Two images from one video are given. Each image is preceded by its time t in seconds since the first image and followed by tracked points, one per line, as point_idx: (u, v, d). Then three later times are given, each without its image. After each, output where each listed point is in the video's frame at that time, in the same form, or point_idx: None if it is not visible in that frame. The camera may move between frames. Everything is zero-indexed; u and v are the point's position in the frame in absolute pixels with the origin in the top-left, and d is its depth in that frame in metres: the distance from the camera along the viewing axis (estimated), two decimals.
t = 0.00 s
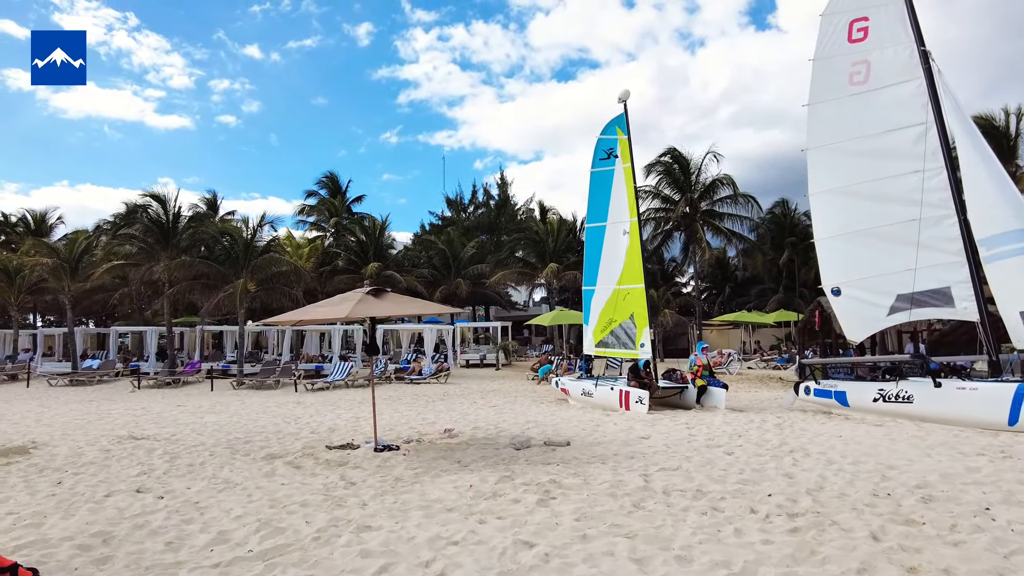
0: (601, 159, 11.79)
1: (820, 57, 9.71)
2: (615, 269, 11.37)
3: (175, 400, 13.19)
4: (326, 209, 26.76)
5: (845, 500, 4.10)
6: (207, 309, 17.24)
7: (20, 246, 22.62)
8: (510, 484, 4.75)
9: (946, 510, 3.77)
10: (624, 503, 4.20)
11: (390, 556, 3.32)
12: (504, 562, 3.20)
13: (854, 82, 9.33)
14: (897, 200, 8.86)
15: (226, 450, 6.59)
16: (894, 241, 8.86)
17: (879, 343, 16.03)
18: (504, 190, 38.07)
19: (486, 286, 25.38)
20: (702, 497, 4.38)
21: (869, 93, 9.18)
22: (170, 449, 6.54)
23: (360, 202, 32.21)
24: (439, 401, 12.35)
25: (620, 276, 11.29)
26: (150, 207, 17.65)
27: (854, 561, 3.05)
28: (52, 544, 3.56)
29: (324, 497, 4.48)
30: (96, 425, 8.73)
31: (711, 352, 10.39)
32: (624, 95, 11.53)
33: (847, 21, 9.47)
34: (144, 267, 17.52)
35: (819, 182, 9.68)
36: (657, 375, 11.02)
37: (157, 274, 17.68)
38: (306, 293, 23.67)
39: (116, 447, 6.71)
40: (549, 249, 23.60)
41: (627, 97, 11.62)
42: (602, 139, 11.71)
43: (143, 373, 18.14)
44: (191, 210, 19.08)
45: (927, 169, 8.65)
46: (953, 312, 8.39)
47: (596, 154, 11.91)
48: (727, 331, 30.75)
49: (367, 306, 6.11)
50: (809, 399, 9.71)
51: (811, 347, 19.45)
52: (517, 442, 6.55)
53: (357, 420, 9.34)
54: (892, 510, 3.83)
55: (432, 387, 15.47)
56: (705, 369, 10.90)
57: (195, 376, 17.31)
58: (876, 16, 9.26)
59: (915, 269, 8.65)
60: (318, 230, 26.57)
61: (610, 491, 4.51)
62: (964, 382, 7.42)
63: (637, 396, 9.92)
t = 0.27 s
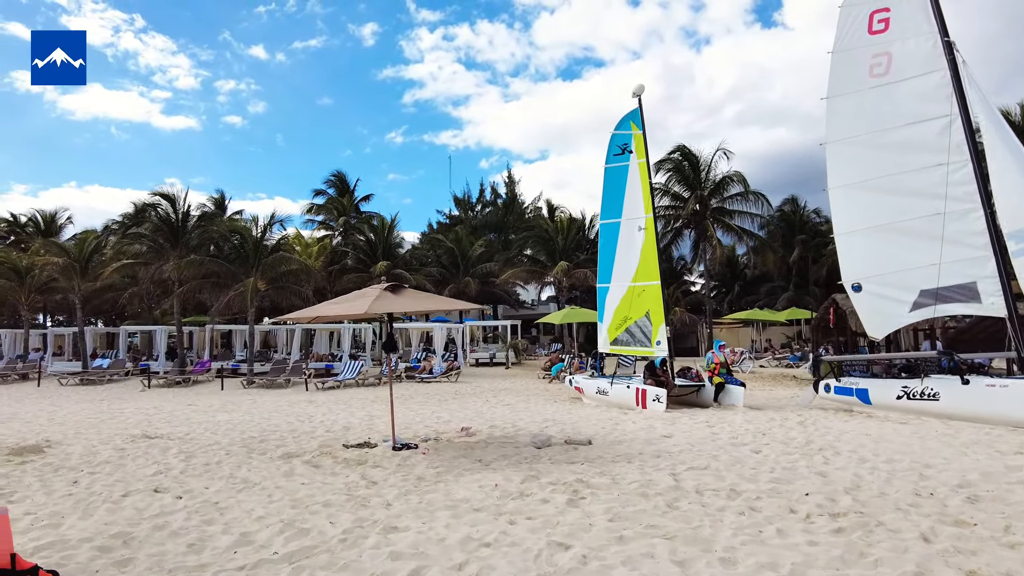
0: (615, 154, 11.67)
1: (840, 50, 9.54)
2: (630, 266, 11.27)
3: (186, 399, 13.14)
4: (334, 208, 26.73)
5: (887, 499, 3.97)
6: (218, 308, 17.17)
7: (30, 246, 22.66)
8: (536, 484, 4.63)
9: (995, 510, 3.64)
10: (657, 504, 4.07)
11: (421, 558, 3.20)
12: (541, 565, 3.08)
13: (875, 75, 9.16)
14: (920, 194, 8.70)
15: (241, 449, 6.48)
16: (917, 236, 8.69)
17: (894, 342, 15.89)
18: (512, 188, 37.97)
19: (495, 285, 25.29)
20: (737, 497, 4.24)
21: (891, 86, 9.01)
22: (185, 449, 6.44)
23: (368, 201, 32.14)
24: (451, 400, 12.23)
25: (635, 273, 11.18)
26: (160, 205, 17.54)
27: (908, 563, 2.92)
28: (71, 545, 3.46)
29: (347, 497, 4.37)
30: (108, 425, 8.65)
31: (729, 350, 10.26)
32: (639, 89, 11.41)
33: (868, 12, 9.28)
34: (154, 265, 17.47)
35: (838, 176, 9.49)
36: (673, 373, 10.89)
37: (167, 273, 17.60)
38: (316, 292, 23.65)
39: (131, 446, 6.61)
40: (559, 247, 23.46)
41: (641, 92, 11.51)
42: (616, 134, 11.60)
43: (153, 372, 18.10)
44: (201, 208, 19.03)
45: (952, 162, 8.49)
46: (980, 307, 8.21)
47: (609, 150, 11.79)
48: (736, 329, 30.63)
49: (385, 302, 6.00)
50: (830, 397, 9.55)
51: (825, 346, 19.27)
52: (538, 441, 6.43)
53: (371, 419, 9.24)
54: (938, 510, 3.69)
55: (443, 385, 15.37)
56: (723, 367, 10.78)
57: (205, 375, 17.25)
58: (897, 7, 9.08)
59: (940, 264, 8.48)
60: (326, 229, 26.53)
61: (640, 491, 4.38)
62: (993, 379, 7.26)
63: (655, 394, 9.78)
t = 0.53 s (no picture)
0: (628, 155, 11.61)
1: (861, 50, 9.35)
2: (644, 267, 11.21)
3: (195, 402, 13.05)
4: (341, 209, 26.67)
5: (930, 511, 3.84)
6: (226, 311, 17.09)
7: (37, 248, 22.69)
8: (564, 494, 4.51)
9: None
10: (692, 517, 3.95)
11: None
12: None
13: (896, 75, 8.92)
14: (943, 195, 8.48)
15: (257, 455, 6.38)
16: (940, 237, 8.50)
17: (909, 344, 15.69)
18: (518, 189, 37.88)
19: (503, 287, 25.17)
20: (773, 509, 4.11)
21: (912, 86, 8.73)
22: (200, 455, 6.33)
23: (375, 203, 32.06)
24: (463, 404, 12.12)
25: (650, 275, 11.12)
26: (168, 207, 17.53)
27: None
28: (91, 561, 3.36)
29: (371, 508, 4.26)
30: (120, 430, 8.56)
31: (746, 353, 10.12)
32: (653, 89, 11.31)
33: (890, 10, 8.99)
34: (162, 267, 17.44)
35: (860, 177, 9.43)
36: (689, 376, 10.76)
37: (175, 276, 17.56)
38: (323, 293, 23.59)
39: (145, 453, 6.52)
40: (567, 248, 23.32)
41: (655, 92, 11.41)
42: (630, 135, 11.51)
43: (161, 374, 18.03)
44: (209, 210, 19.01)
45: (975, 162, 8.16)
46: (1005, 311, 7.92)
47: (623, 150, 11.75)
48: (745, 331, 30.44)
49: (404, 306, 5.89)
50: (849, 401, 9.39)
51: (837, 348, 19.10)
52: (558, 448, 6.31)
53: (385, 423, 9.13)
54: (987, 524, 3.56)
55: (453, 388, 15.26)
56: (739, 371, 10.65)
57: (213, 378, 17.17)
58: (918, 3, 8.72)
59: (963, 266, 8.25)
60: (334, 230, 26.47)
61: (672, 502, 4.26)
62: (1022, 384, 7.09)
63: (671, 398, 9.66)
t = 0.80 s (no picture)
0: (642, 154, 11.56)
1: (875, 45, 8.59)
2: (659, 268, 11.14)
3: (207, 403, 13.01)
4: (349, 210, 26.68)
5: (973, 513, 3.76)
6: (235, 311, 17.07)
7: (46, 249, 22.73)
8: (594, 495, 4.44)
9: None
10: (729, 518, 3.88)
11: None
12: None
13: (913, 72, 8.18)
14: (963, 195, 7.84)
15: (277, 456, 6.32)
16: (961, 238, 7.92)
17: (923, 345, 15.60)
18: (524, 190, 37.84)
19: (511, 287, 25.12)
20: (809, 509, 4.04)
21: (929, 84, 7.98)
22: (218, 456, 6.28)
23: (382, 204, 32.07)
24: (476, 405, 12.05)
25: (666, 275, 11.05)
26: (178, 208, 17.61)
27: None
28: (123, 562, 3.32)
29: (400, 509, 4.20)
30: (135, 430, 8.52)
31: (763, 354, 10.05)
32: (667, 88, 11.26)
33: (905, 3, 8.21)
34: (171, 268, 17.46)
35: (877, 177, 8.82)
36: (705, 377, 10.69)
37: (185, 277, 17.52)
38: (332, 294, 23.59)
39: (163, 454, 6.46)
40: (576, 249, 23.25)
41: (670, 91, 11.36)
42: (644, 134, 11.47)
43: (170, 375, 18.00)
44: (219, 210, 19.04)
45: (998, 161, 7.48)
46: None
47: (637, 151, 11.73)
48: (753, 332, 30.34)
49: (427, 305, 5.84)
50: (867, 402, 9.30)
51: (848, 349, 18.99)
52: (581, 449, 6.24)
53: (400, 424, 9.07)
54: None
55: (464, 389, 15.20)
56: (755, 371, 10.58)
57: (222, 378, 17.14)
58: None
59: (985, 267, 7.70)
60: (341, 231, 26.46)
61: (706, 503, 4.19)
62: None
63: (688, 399, 9.59)
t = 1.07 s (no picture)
0: (658, 155, 11.53)
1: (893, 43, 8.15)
2: (676, 268, 11.04)
3: (219, 404, 12.99)
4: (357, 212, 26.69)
5: (1020, 517, 3.69)
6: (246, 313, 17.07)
7: (57, 251, 22.85)
8: (627, 498, 4.39)
9: None
10: (768, 521, 3.82)
11: None
12: None
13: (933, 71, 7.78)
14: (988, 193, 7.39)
15: (299, 457, 6.27)
16: (986, 237, 7.44)
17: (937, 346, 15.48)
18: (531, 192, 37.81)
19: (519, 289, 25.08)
20: (849, 512, 3.97)
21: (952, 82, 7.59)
22: (240, 457, 6.24)
23: (390, 206, 32.09)
24: (489, 406, 12.00)
25: (682, 275, 10.94)
26: (189, 209, 17.69)
27: None
28: (159, 564, 3.28)
29: (433, 511, 4.15)
30: (152, 431, 8.50)
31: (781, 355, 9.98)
32: (683, 89, 11.23)
33: None
34: (182, 269, 17.49)
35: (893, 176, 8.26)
36: (722, 379, 10.62)
37: (196, 277, 17.52)
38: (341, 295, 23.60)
39: (184, 455, 6.42)
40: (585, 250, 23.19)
41: (685, 91, 11.33)
42: (660, 134, 11.44)
43: (181, 376, 17.99)
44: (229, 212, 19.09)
45: None
46: None
47: (653, 152, 11.71)
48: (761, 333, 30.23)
49: (452, 306, 5.80)
50: (887, 404, 9.22)
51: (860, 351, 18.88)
52: (606, 451, 6.19)
53: (417, 426, 9.02)
54: None
55: (475, 390, 15.15)
56: (772, 373, 10.52)
57: (233, 380, 17.12)
58: None
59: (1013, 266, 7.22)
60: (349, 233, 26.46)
61: (742, 506, 4.14)
62: None
63: (707, 401, 9.53)
